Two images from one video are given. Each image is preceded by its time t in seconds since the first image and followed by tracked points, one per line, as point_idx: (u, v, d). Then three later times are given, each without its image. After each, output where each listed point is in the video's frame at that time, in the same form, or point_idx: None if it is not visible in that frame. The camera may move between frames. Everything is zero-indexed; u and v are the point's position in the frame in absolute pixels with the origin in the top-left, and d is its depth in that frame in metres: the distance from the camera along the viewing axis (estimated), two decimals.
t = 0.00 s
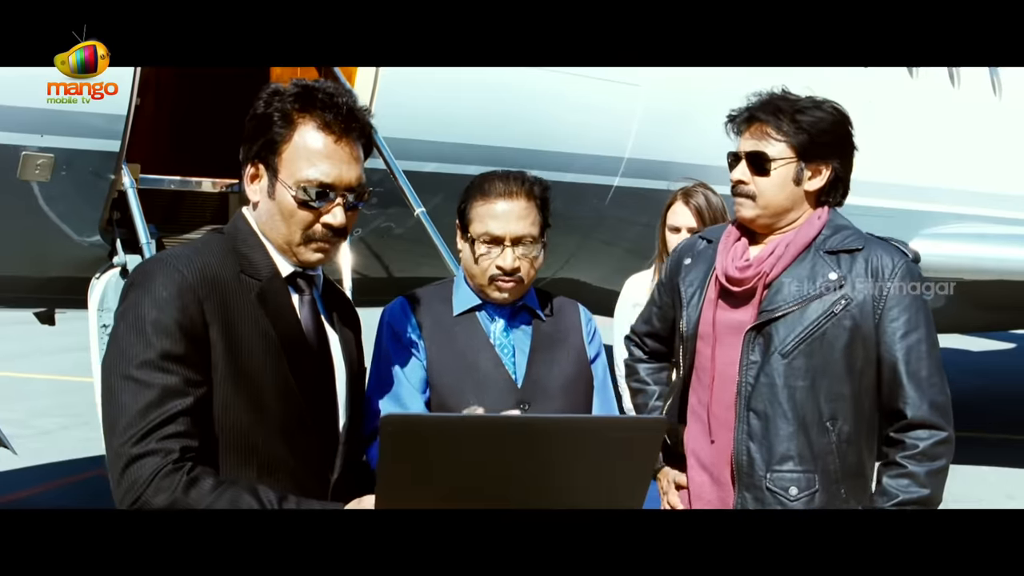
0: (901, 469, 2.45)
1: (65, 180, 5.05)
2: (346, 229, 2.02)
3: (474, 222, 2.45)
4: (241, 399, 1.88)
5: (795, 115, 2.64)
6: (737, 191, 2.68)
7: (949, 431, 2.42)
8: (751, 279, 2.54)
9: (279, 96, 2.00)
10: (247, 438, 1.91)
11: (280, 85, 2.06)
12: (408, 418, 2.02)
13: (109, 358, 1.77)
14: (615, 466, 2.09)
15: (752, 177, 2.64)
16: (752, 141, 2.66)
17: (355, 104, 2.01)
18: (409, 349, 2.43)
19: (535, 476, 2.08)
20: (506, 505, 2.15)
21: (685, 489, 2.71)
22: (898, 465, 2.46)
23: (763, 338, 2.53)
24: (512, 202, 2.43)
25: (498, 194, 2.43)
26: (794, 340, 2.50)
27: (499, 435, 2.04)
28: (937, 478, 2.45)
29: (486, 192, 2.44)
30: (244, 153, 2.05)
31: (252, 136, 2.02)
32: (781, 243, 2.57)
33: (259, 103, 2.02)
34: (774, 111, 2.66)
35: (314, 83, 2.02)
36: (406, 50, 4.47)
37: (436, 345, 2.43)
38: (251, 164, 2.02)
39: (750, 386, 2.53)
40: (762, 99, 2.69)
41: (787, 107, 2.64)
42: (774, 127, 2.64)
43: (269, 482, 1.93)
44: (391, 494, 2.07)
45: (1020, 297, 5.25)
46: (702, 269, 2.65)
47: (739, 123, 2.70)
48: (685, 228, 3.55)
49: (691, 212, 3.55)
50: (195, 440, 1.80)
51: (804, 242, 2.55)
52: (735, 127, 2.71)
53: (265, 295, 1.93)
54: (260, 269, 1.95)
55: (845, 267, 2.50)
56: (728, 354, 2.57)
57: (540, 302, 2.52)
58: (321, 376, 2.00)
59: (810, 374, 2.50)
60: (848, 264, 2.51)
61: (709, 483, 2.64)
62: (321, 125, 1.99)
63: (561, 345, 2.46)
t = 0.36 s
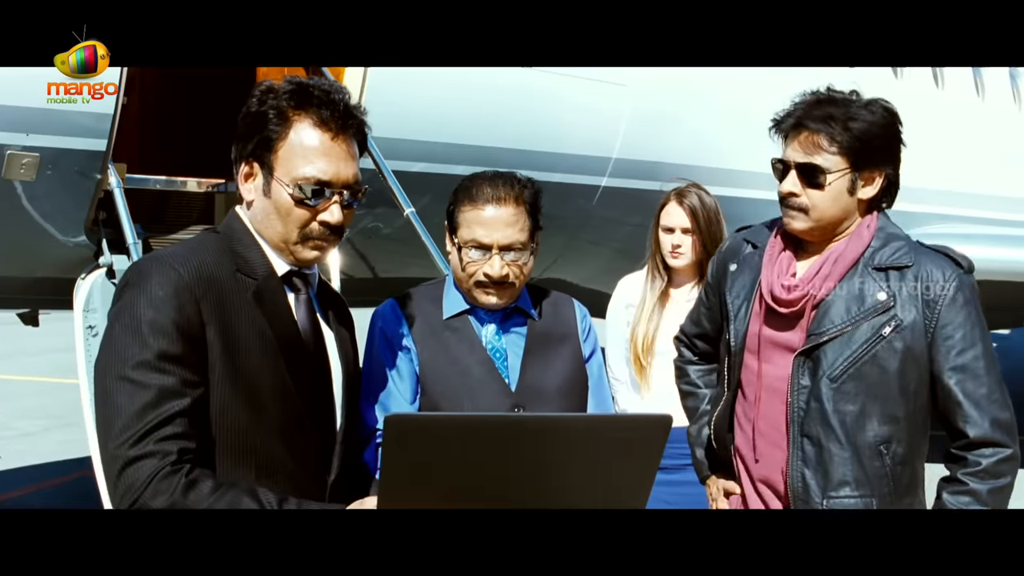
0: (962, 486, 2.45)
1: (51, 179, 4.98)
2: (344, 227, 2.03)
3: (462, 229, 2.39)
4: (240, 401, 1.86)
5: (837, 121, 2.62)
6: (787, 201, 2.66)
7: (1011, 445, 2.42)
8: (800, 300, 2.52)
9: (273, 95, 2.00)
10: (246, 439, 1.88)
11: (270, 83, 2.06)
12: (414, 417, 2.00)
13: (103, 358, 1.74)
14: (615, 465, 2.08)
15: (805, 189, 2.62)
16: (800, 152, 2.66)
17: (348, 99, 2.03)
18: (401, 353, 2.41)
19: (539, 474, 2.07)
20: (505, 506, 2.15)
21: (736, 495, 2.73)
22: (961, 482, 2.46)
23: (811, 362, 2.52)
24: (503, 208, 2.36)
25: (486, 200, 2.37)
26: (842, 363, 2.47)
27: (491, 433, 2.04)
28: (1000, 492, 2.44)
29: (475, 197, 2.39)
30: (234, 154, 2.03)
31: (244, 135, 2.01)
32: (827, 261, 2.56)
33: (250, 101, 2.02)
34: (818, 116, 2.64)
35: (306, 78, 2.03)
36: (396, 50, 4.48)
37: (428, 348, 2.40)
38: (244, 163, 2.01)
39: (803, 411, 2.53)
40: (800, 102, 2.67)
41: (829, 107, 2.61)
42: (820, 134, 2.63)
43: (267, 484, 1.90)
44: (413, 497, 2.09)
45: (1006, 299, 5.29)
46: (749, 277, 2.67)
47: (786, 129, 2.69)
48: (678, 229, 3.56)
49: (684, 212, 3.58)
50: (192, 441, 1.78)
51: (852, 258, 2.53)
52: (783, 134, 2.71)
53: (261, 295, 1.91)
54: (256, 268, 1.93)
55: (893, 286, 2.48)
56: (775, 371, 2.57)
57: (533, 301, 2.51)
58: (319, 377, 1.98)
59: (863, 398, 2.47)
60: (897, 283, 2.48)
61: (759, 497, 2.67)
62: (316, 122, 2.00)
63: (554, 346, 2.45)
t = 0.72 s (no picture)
0: (969, 483, 2.34)
1: (23, 179, 4.90)
2: (331, 228, 1.95)
3: (438, 227, 2.36)
4: (224, 402, 1.82)
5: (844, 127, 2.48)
6: (804, 213, 2.46)
7: (1013, 446, 2.35)
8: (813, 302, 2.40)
9: (259, 92, 1.93)
10: (232, 441, 1.84)
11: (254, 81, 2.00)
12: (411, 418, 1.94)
13: (86, 360, 1.71)
14: (594, 466, 2.05)
15: (825, 201, 2.43)
16: (813, 165, 2.49)
17: (336, 98, 1.97)
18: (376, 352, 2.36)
19: (529, 471, 2.03)
20: (496, 505, 2.08)
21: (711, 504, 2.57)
22: (967, 479, 2.35)
23: (825, 366, 2.38)
24: (478, 205, 2.34)
25: (464, 199, 2.33)
26: (859, 368, 2.35)
27: (469, 434, 1.97)
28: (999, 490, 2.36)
29: (453, 195, 2.35)
30: (219, 155, 1.96)
31: (229, 135, 1.94)
32: (835, 261, 2.43)
33: (234, 100, 1.95)
34: (826, 125, 2.50)
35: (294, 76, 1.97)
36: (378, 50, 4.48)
37: (406, 345, 2.36)
38: (228, 162, 1.94)
39: (816, 417, 2.38)
40: (802, 113, 2.52)
41: (836, 115, 2.48)
42: (830, 144, 2.48)
43: (251, 485, 1.87)
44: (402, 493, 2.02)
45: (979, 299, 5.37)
46: (746, 273, 2.51)
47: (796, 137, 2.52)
48: (662, 229, 3.68)
49: (667, 212, 3.70)
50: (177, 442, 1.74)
51: (863, 262, 2.41)
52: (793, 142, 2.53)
53: (246, 294, 1.88)
54: (239, 266, 1.89)
55: (906, 288, 2.37)
56: (785, 374, 2.42)
57: (510, 302, 2.47)
58: (303, 381, 1.94)
59: (880, 404, 2.34)
60: (908, 286, 2.37)
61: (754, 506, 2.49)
62: (304, 121, 1.92)
63: (533, 345, 2.42)
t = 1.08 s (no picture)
0: (941, 477, 2.46)
1: (7, 179, 4.73)
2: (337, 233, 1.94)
3: (442, 224, 2.36)
4: (220, 406, 1.79)
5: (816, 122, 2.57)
6: (791, 209, 2.55)
7: (978, 440, 2.48)
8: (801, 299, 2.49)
9: (266, 97, 1.89)
10: (227, 445, 1.80)
11: (253, 81, 1.95)
12: (416, 421, 1.92)
13: (80, 365, 1.67)
14: (593, 466, 2.05)
15: (809, 195, 2.54)
16: (792, 162, 2.56)
17: (345, 105, 1.95)
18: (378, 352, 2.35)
19: (528, 472, 2.03)
20: (494, 505, 2.07)
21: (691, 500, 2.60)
22: (939, 473, 2.47)
23: (815, 362, 2.47)
24: (484, 203, 2.34)
25: (470, 197, 2.34)
26: (848, 364, 2.45)
27: (469, 438, 1.95)
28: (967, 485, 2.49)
29: (459, 192, 2.35)
30: (220, 160, 1.91)
31: (234, 140, 1.89)
32: (818, 254, 2.54)
33: (237, 104, 1.90)
34: (798, 122, 2.58)
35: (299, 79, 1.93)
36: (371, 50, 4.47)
37: (408, 343, 2.35)
38: (232, 167, 1.89)
39: (805, 414, 2.46)
40: (773, 113, 2.58)
41: (807, 112, 2.56)
42: (805, 140, 2.57)
43: (248, 489, 1.84)
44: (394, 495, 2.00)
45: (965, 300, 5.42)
46: (731, 277, 2.59)
47: (771, 135, 2.59)
48: (656, 230, 3.74)
49: (662, 214, 3.76)
50: (174, 448, 1.70)
51: (845, 259, 2.53)
52: (768, 140, 2.60)
53: (242, 297, 1.85)
54: (234, 269, 1.85)
55: (887, 286, 2.49)
56: (773, 368, 2.50)
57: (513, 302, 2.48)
58: (297, 384, 1.92)
59: (866, 399, 2.45)
60: (887, 283, 2.50)
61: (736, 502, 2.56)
62: (312, 128, 1.89)
63: (534, 344, 2.42)
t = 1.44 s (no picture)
0: (935, 475, 2.46)
1: None
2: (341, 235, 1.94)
3: (465, 225, 2.38)
4: (227, 411, 1.76)
5: (797, 125, 2.58)
6: (782, 214, 2.56)
7: (970, 436, 2.47)
8: (791, 302, 2.54)
9: (271, 100, 1.85)
10: (233, 450, 1.77)
11: (257, 81, 1.91)
12: (434, 423, 1.90)
13: (84, 369, 1.64)
14: (589, 466, 2.02)
15: (800, 199, 2.55)
16: (779, 167, 2.56)
17: (352, 107, 1.92)
18: (398, 343, 2.39)
19: (529, 473, 2.02)
20: (491, 505, 2.05)
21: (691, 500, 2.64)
22: (933, 471, 2.47)
23: (809, 363, 2.51)
24: (507, 205, 2.37)
25: (492, 198, 2.37)
26: (841, 364, 2.47)
27: (477, 438, 1.95)
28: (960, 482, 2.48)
29: (481, 194, 2.38)
30: (225, 162, 1.89)
31: (240, 142, 1.87)
32: (807, 254, 2.59)
33: (242, 105, 1.87)
34: (779, 128, 2.57)
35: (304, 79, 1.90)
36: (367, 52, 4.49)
37: (427, 336, 2.37)
38: (237, 170, 1.86)
39: (802, 415, 2.49)
40: (755, 120, 2.57)
41: (789, 117, 2.56)
42: (789, 144, 2.57)
43: (255, 495, 1.81)
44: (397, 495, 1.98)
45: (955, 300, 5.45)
46: (722, 284, 2.64)
47: (756, 142, 2.57)
48: (657, 230, 3.74)
49: (664, 214, 3.75)
50: (182, 453, 1.68)
51: (833, 259, 2.56)
52: (753, 147, 2.58)
53: (246, 299, 1.82)
54: (238, 272, 1.83)
55: (876, 283, 2.51)
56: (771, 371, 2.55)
57: (532, 301, 2.51)
58: (300, 385, 1.90)
59: (862, 398, 2.46)
60: (877, 280, 2.52)
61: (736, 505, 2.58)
62: (318, 131, 1.87)
63: (551, 345, 2.42)
